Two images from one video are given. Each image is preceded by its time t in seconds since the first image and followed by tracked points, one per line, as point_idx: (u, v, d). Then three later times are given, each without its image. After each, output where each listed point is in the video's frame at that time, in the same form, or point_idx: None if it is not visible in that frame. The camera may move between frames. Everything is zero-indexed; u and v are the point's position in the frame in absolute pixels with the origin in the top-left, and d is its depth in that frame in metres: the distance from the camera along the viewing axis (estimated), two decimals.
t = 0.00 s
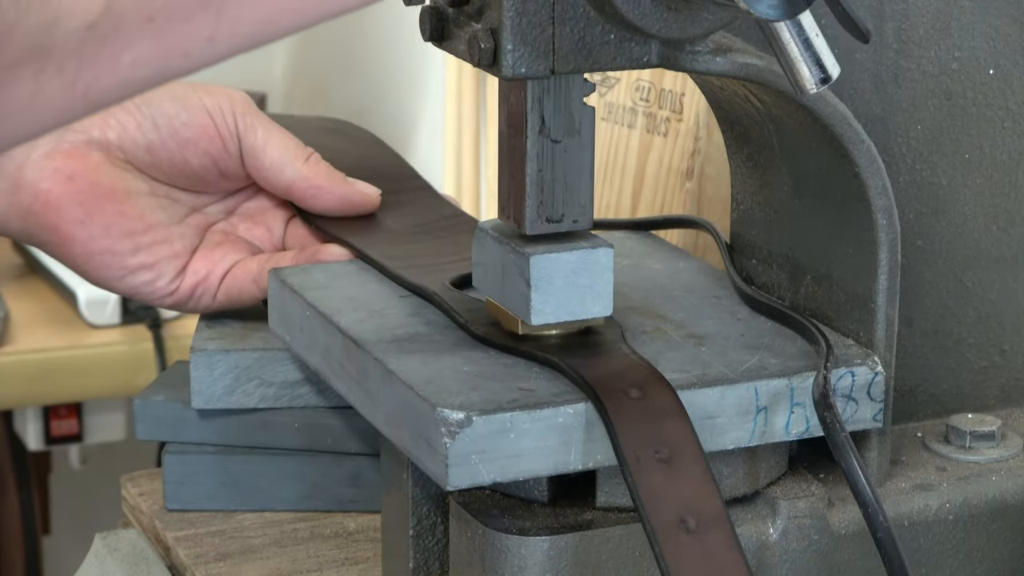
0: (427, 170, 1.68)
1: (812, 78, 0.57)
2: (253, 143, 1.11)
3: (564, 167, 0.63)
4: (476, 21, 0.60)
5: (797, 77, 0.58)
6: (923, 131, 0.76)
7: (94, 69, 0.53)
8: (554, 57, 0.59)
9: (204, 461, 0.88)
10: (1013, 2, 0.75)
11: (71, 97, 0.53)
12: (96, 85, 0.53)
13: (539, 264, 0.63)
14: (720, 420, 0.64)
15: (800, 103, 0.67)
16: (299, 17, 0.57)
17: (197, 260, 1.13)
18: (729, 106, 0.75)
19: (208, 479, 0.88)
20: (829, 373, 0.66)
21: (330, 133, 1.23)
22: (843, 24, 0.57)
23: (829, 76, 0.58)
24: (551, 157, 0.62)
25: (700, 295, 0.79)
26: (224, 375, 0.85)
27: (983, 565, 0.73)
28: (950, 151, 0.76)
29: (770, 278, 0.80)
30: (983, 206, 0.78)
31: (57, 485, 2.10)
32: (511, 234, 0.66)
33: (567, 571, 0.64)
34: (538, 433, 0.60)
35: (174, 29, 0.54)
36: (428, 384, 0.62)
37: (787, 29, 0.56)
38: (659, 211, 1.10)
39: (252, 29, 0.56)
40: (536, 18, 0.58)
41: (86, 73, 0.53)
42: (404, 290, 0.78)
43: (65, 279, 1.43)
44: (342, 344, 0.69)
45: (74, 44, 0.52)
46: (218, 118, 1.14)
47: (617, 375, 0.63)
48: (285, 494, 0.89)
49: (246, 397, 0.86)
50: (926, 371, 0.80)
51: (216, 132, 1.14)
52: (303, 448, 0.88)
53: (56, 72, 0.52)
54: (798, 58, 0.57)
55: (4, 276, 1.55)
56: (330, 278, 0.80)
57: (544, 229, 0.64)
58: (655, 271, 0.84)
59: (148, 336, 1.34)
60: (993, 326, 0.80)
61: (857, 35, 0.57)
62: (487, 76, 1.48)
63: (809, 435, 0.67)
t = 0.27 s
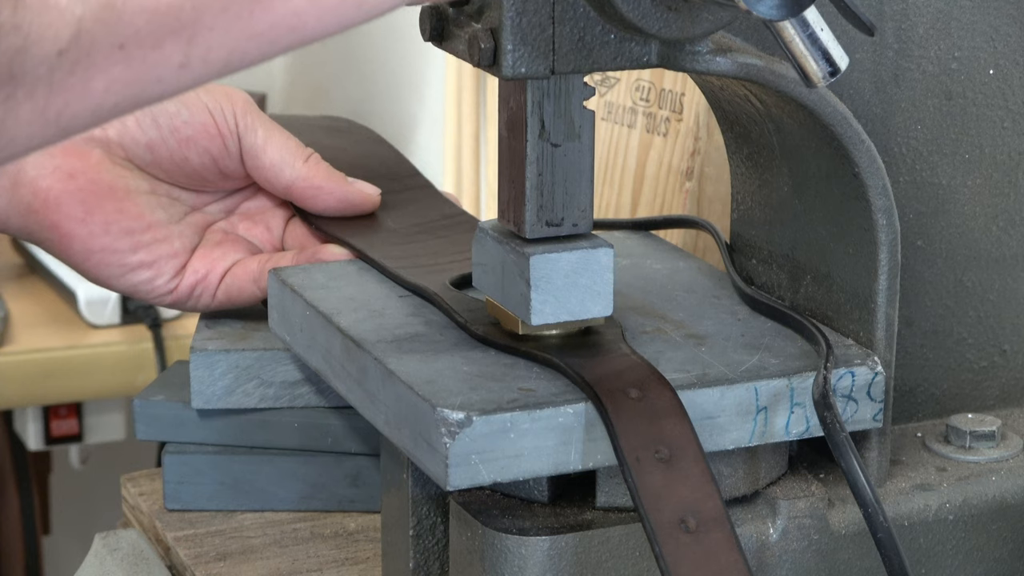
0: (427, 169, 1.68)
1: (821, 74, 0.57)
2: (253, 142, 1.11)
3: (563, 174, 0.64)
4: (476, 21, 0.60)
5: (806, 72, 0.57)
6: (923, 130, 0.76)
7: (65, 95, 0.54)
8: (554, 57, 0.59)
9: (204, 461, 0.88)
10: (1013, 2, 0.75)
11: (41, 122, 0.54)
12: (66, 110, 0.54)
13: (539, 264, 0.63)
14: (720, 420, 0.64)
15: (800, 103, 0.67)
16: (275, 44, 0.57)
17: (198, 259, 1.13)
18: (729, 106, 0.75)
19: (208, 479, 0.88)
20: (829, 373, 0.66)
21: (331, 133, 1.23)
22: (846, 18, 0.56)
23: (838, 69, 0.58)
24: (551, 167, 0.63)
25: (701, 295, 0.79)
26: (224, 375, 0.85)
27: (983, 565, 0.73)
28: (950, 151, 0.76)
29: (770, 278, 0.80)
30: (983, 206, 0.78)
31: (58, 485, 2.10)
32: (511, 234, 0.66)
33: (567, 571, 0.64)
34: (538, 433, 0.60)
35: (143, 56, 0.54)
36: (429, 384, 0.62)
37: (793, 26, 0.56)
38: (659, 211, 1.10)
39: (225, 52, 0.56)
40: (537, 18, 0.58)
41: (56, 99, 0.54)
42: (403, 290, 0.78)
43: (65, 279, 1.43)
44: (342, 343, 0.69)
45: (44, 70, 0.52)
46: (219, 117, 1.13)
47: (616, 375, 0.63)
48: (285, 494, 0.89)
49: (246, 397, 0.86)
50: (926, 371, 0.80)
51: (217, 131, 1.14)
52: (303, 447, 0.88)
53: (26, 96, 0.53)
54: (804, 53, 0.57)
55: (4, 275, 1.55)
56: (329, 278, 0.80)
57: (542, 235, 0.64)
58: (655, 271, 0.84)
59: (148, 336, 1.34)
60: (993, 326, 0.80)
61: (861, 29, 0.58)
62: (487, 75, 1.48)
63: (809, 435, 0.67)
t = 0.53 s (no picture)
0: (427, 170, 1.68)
1: (830, 67, 0.58)
2: (256, 142, 1.11)
3: (563, 179, 0.64)
4: (476, 21, 0.60)
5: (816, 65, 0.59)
6: (923, 130, 0.75)
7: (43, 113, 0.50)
8: (554, 56, 0.59)
9: (204, 461, 0.88)
10: (1013, 2, 0.75)
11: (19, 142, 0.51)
12: (45, 131, 0.51)
13: (539, 264, 0.63)
14: (720, 420, 0.64)
15: (800, 102, 0.67)
16: (262, 63, 0.52)
17: (200, 257, 1.14)
18: (729, 106, 0.75)
19: (208, 479, 0.89)
20: (829, 373, 0.66)
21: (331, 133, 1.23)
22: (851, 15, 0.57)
23: (846, 61, 0.59)
24: (552, 170, 0.63)
25: (700, 295, 0.79)
26: (224, 375, 0.85)
27: (983, 565, 0.73)
28: (950, 151, 0.76)
29: (770, 279, 0.80)
30: (983, 206, 0.78)
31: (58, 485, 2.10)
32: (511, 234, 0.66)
33: (567, 571, 0.64)
34: (538, 433, 0.60)
35: (122, 76, 0.50)
36: (429, 384, 0.62)
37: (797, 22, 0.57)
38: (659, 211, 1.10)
39: (209, 72, 0.51)
40: (537, 18, 0.58)
41: (34, 118, 0.50)
42: (404, 290, 0.78)
43: (65, 278, 1.43)
44: (342, 343, 0.69)
45: (21, 90, 0.49)
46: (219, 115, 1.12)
47: (616, 375, 0.63)
48: (285, 494, 0.89)
49: (246, 397, 0.86)
50: (926, 371, 0.80)
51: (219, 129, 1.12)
52: (303, 448, 0.88)
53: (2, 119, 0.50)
54: (813, 48, 0.58)
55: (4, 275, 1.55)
56: (330, 278, 0.80)
57: (543, 240, 0.64)
58: (655, 271, 0.84)
59: (148, 335, 1.34)
60: (993, 326, 0.80)
61: (864, 20, 0.61)
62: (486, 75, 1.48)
63: (809, 435, 0.67)
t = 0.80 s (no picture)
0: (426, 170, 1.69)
1: (837, 62, 0.59)
2: (258, 140, 1.12)
3: (563, 180, 0.64)
4: (476, 21, 0.60)
5: (823, 61, 0.59)
6: (923, 130, 0.75)
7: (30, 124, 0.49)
8: (554, 57, 0.59)
9: (204, 461, 0.88)
10: (1013, 2, 0.75)
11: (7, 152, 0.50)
12: (31, 141, 0.50)
13: (539, 264, 0.63)
14: (720, 420, 0.64)
15: (800, 102, 0.67)
16: (249, 74, 0.51)
17: (202, 258, 1.14)
18: (729, 105, 0.75)
19: (208, 479, 0.89)
20: (829, 373, 0.66)
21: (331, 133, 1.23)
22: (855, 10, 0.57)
23: (852, 53, 0.59)
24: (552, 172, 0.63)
25: (700, 295, 0.79)
26: (224, 375, 0.85)
27: (983, 565, 0.73)
28: (950, 151, 0.76)
29: (770, 278, 0.80)
30: (983, 206, 0.78)
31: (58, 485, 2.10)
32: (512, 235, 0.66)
33: (567, 571, 0.64)
34: (538, 434, 0.60)
35: (110, 87, 0.49)
36: (429, 384, 0.62)
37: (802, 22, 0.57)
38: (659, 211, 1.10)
39: (198, 81, 0.50)
40: (537, 18, 0.58)
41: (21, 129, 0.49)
42: (404, 289, 0.78)
43: (65, 279, 1.43)
44: (342, 343, 0.69)
45: (9, 98, 0.47)
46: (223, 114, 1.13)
47: (616, 375, 0.63)
48: (285, 494, 0.89)
49: (246, 397, 0.86)
50: (926, 371, 0.80)
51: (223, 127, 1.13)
52: (303, 448, 0.88)
53: None
54: (819, 45, 0.58)
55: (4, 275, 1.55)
56: (330, 278, 0.80)
57: (544, 241, 0.64)
58: (655, 271, 0.84)
59: (148, 336, 1.34)
60: (993, 326, 0.80)
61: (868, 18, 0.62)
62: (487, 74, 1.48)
63: (809, 435, 0.67)
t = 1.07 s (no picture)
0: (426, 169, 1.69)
1: (843, 58, 0.58)
2: (258, 134, 1.12)
3: (563, 181, 0.64)
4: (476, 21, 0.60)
5: (829, 57, 0.58)
6: (923, 130, 0.75)
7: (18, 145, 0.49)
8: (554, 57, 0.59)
9: (204, 461, 0.88)
10: (1013, 2, 0.75)
11: None
12: (20, 163, 0.50)
13: (539, 265, 0.63)
14: (720, 420, 0.64)
15: (799, 103, 0.67)
16: (238, 94, 0.51)
17: (201, 257, 1.14)
18: (729, 105, 0.75)
19: (208, 479, 0.88)
20: (829, 373, 0.66)
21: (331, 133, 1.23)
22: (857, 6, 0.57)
23: (857, 49, 0.58)
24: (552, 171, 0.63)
25: (700, 295, 0.79)
26: (224, 375, 0.85)
27: (984, 565, 0.73)
28: (950, 151, 0.76)
29: (770, 278, 0.80)
30: (983, 206, 0.78)
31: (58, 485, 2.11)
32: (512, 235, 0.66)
33: (567, 571, 0.64)
34: (538, 434, 0.60)
35: (99, 108, 0.48)
36: (429, 384, 0.62)
37: (806, 21, 0.56)
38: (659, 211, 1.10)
39: (186, 104, 0.50)
40: (537, 18, 0.58)
41: (9, 149, 0.49)
42: (404, 289, 0.78)
43: (64, 279, 1.43)
44: (342, 344, 0.69)
45: None
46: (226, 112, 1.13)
47: (616, 375, 0.63)
48: (285, 494, 0.89)
49: (246, 397, 0.86)
50: (926, 371, 0.80)
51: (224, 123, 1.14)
52: (302, 448, 0.88)
53: None
54: (825, 42, 0.57)
55: (4, 275, 1.56)
56: (330, 278, 0.80)
57: (543, 242, 0.64)
58: (655, 271, 0.84)
59: (148, 336, 1.34)
60: (993, 326, 0.80)
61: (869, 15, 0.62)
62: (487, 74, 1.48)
63: (809, 435, 0.67)
